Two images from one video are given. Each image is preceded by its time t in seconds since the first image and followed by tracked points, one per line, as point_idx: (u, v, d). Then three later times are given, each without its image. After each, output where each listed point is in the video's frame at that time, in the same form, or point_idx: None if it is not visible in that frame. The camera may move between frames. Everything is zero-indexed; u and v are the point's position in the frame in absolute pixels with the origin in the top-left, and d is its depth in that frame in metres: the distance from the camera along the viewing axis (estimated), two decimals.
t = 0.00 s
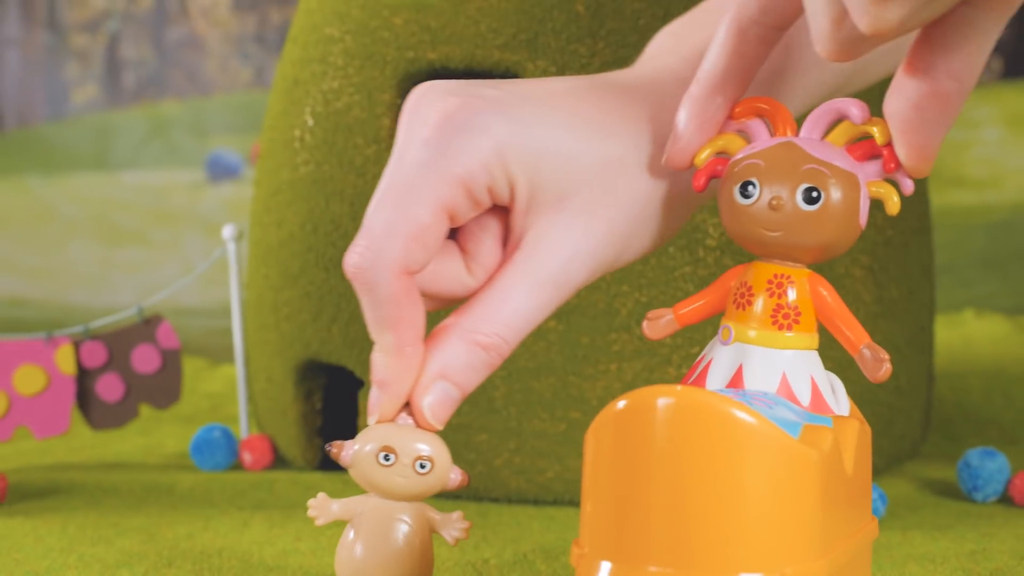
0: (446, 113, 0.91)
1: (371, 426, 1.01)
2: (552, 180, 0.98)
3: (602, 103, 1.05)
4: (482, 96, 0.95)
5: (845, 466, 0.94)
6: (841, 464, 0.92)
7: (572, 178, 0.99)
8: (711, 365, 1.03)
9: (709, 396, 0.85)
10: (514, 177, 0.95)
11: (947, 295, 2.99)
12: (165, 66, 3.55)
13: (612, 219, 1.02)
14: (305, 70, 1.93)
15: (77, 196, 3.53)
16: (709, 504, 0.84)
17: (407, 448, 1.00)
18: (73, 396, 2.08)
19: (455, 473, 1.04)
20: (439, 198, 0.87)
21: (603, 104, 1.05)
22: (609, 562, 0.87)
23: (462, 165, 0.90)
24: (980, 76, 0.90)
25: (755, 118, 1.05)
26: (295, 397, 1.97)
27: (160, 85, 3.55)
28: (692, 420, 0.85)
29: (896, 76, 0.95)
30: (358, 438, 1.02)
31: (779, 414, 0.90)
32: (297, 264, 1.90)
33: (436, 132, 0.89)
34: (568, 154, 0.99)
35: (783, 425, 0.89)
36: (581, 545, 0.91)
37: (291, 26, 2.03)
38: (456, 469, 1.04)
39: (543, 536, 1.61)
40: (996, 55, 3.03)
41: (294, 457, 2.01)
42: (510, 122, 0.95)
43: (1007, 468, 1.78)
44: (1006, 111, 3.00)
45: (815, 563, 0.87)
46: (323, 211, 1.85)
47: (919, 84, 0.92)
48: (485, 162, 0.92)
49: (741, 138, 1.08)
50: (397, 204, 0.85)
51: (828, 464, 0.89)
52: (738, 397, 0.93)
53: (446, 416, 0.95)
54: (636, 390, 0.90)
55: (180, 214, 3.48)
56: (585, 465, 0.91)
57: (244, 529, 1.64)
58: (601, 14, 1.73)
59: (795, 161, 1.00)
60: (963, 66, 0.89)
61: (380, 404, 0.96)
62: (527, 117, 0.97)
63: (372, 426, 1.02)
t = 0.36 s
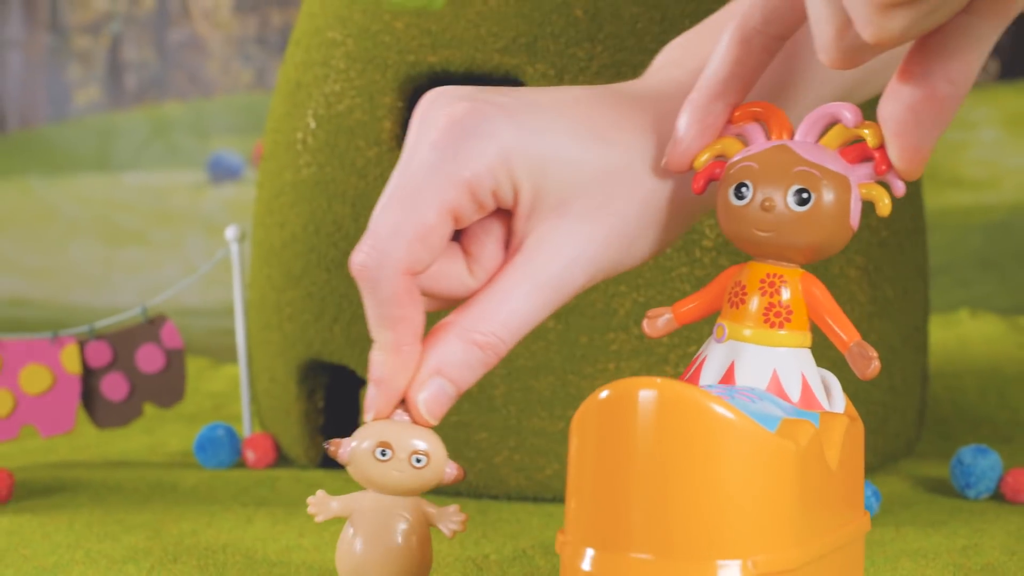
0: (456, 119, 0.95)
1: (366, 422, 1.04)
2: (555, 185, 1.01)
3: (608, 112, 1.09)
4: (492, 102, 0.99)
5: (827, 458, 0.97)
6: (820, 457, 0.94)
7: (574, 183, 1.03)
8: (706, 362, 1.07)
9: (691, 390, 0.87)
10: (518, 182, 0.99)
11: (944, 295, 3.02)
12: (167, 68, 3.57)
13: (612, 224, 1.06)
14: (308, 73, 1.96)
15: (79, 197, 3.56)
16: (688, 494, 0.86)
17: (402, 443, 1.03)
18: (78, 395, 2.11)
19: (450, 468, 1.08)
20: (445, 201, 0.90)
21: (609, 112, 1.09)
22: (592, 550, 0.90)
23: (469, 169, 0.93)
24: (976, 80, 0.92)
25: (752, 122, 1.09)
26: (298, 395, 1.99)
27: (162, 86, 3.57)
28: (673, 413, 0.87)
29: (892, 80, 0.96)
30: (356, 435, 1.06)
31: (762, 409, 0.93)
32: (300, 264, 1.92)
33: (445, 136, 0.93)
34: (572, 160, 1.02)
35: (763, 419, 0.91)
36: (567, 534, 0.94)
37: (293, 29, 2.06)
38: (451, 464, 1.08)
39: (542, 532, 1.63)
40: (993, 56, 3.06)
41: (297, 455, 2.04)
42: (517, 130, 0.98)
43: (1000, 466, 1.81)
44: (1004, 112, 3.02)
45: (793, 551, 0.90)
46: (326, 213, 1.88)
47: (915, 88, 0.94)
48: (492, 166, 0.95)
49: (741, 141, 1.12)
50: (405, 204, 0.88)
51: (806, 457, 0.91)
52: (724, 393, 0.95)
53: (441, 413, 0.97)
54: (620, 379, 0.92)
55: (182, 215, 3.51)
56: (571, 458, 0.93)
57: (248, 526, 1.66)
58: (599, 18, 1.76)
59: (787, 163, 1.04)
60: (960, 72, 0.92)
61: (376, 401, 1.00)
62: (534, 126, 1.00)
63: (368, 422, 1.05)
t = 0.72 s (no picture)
0: (382, 118, 0.99)
1: (326, 422, 1.09)
2: (487, 177, 1.05)
3: (539, 103, 1.12)
4: (420, 99, 1.03)
5: (810, 450, 1.01)
6: (804, 448, 0.98)
7: (508, 175, 1.06)
8: (677, 363, 1.09)
9: (674, 401, 0.90)
10: (449, 175, 1.03)
11: (942, 294, 3.05)
12: (169, 69, 3.60)
13: (550, 212, 1.09)
14: (310, 75, 1.98)
15: (80, 198, 3.59)
16: (682, 499, 0.90)
17: (362, 435, 1.08)
18: (83, 394, 2.13)
19: (412, 450, 1.13)
20: (374, 199, 0.95)
21: (540, 104, 1.12)
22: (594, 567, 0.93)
23: (397, 165, 0.98)
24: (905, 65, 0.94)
25: (696, 123, 1.11)
26: (301, 392, 2.01)
27: (164, 88, 3.60)
28: (660, 425, 0.90)
29: (827, 70, 0.98)
30: (316, 435, 1.11)
31: (741, 408, 0.96)
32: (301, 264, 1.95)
33: (372, 136, 0.97)
34: (503, 152, 1.06)
35: (745, 419, 0.95)
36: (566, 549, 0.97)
37: (295, 32, 2.08)
38: (412, 446, 1.14)
39: (543, 529, 1.66)
40: (991, 58, 3.07)
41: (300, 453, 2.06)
42: (445, 124, 1.03)
43: (993, 463, 1.83)
44: (1001, 113, 3.05)
45: (788, 546, 0.93)
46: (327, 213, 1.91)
47: (848, 78, 0.96)
48: (420, 161, 1.00)
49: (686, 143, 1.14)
50: (337, 206, 0.93)
51: (791, 450, 0.95)
52: (702, 394, 0.99)
53: (392, 404, 1.03)
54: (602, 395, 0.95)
55: (183, 215, 3.54)
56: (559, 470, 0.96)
57: (252, 521, 1.69)
58: (599, 21, 1.78)
59: (736, 162, 1.06)
60: (889, 58, 0.93)
61: (325, 400, 1.05)
62: (463, 120, 1.05)
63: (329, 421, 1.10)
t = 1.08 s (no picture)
0: (439, 125, 1.07)
1: (360, 414, 1.13)
2: (532, 188, 1.12)
3: (582, 117, 1.19)
4: (475, 109, 1.11)
5: (821, 456, 1.03)
6: (816, 455, 1.01)
7: (552, 187, 1.13)
8: (695, 362, 1.11)
9: (694, 401, 0.93)
10: (498, 185, 1.10)
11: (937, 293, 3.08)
12: (171, 70, 3.62)
13: (589, 224, 1.16)
14: (313, 77, 2.01)
15: (83, 198, 3.61)
16: (695, 497, 0.92)
17: (393, 432, 1.11)
18: (89, 392, 2.16)
19: (440, 454, 1.15)
20: (426, 202, 1.02)
21: (584, 118, 1.20)
22: (602, 556, 0.96)
23: (451, 172, 1.05)
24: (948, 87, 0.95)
25: (734, 126, 1.14)
26: (303, 390, 2.05)
27: (166, 89, 3.62)
28: (678, 423, 0.92)
29: (870, 83, 0.99)
30: (348, 427, 1.14)
31: (758, 412, 0.98)
32: (305, 264, 1.98)
33: (428, 143, 1.05)
34: (548, 164, 1.13)
35: (763, 423, 0.97)
36: (578, 538, 1.00)
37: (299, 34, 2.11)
38: (440, 450, 1.16)
39: (541, 523, 1.69)
40: (988, 58, 3.12)
41: (303, 450, 2.09)
42: (497, 135, 1.10)
43: (985, 459, 1.86)
44: (998, 114, 3.08)
45: (796, 551, 0.96)
46: (331, 214, 1.94)
47: (891, 93, 0.97)
48: (473, 169, 1.07)
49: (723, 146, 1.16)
50: (388, 205, 1.00)
51: (804, 457, 0.97)
52: (722, 396, 1.00)
53: (425, 403, 1.08)
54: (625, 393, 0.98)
55: (186, 216, 3.57)
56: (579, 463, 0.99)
57: (256, 517, 1.72)
58: (596, 24, 1.81)
59: (772, 169, 1.08)
60: (932, 78, 0.94)
61: (366, 392, 1.10)
62: (513, 131, 1.12)
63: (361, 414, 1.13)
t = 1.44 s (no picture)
0: (428, 75, 1.10)
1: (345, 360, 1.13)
2: (519, 139, 1.15)
3: (570, 74, 1.23)
4: (463, 63, 1.15)
5: (813, 454, 1.06)
6: (807, 451, 1.03)
7: (538, 138, 1.17)
8: (691, 360, 1.14)
9: (688, 398, 0.95)
10: (485, 135, 1.13)
11: (934, 294, 3.11)
12: (172, 72, 3.66)
13: (573, 175, 1.19)
14: (315, 80, 2.04)
15: (85, 198, 3.64)
16: (688, 491, 0.95)
17: (380, 375, 1.12)
18: (94, 391, 2.20)
19: (427, 399, 1.16)
20: (416, 150, 1.04)
21: (571, 74, 1.23)
22: (598, 548, 0.99)
23: (439, 121, 1.08)
24: (938, 90, 0.99)
25: (728, 130, 1.15)
26: (305, 389, 2.08)
27: (168, 90, 3.66)
28: (672, 419, 0.95)
29: (863, 88, 1.03)
30: (336, 370, 1.14)
31: (751, 409, 1.01)
32: (308, 264, 2.01)
33: (419, 92, 1.08)
34: (536, 116, 1.16)
35: (756, 420, 1.00)
36: (575, 531, 1.03)
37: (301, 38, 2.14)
38: (427, 395, 1.16)
39: (540, 519, 1.72)
40: (984, 60, 3.15)
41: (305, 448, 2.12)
42: (484, 88, 1.14)
43: (977, 457, 1.89)
44: (994, 116, 3.11)
45: (787, 545, 0.99)
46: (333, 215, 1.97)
47: (882, 97, 1.01)
48: (461, 120, 1.10)
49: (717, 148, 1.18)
50: (378, 150, 1.02)
51: (795, 453, 1.00)
52: (716, 393, 1.04)
53: (410, 346, 1.10)
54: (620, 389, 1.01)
55: (187, 217, 3.60)
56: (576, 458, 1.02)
57: (260, 513, 1.75)
58: (594, 28, 1.84)
59: (765, 172, 1.11)
60: (922, 83, 0.98)
61: (354, 337, 1.12)
62: (500, 85, 1.15)
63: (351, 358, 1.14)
